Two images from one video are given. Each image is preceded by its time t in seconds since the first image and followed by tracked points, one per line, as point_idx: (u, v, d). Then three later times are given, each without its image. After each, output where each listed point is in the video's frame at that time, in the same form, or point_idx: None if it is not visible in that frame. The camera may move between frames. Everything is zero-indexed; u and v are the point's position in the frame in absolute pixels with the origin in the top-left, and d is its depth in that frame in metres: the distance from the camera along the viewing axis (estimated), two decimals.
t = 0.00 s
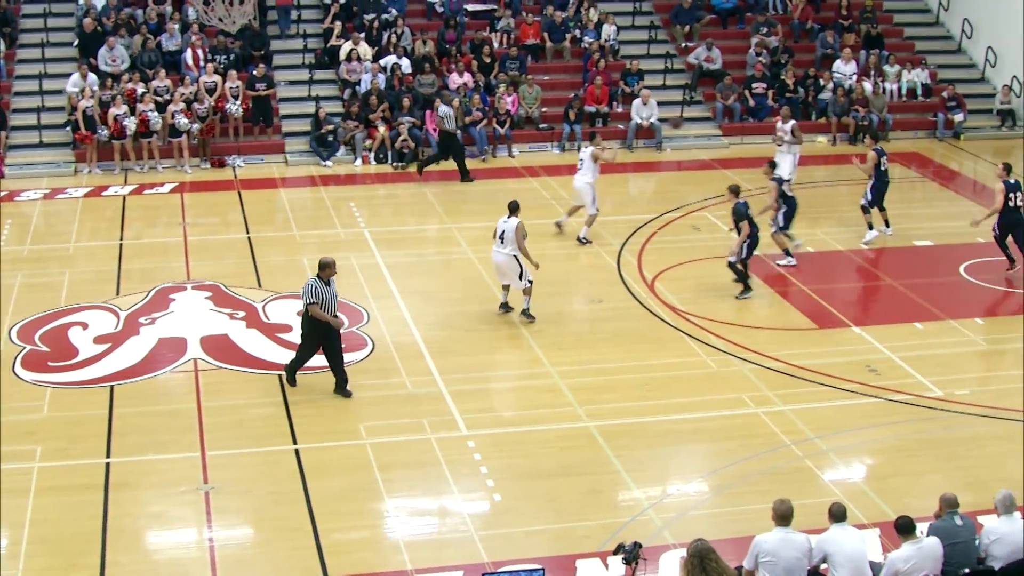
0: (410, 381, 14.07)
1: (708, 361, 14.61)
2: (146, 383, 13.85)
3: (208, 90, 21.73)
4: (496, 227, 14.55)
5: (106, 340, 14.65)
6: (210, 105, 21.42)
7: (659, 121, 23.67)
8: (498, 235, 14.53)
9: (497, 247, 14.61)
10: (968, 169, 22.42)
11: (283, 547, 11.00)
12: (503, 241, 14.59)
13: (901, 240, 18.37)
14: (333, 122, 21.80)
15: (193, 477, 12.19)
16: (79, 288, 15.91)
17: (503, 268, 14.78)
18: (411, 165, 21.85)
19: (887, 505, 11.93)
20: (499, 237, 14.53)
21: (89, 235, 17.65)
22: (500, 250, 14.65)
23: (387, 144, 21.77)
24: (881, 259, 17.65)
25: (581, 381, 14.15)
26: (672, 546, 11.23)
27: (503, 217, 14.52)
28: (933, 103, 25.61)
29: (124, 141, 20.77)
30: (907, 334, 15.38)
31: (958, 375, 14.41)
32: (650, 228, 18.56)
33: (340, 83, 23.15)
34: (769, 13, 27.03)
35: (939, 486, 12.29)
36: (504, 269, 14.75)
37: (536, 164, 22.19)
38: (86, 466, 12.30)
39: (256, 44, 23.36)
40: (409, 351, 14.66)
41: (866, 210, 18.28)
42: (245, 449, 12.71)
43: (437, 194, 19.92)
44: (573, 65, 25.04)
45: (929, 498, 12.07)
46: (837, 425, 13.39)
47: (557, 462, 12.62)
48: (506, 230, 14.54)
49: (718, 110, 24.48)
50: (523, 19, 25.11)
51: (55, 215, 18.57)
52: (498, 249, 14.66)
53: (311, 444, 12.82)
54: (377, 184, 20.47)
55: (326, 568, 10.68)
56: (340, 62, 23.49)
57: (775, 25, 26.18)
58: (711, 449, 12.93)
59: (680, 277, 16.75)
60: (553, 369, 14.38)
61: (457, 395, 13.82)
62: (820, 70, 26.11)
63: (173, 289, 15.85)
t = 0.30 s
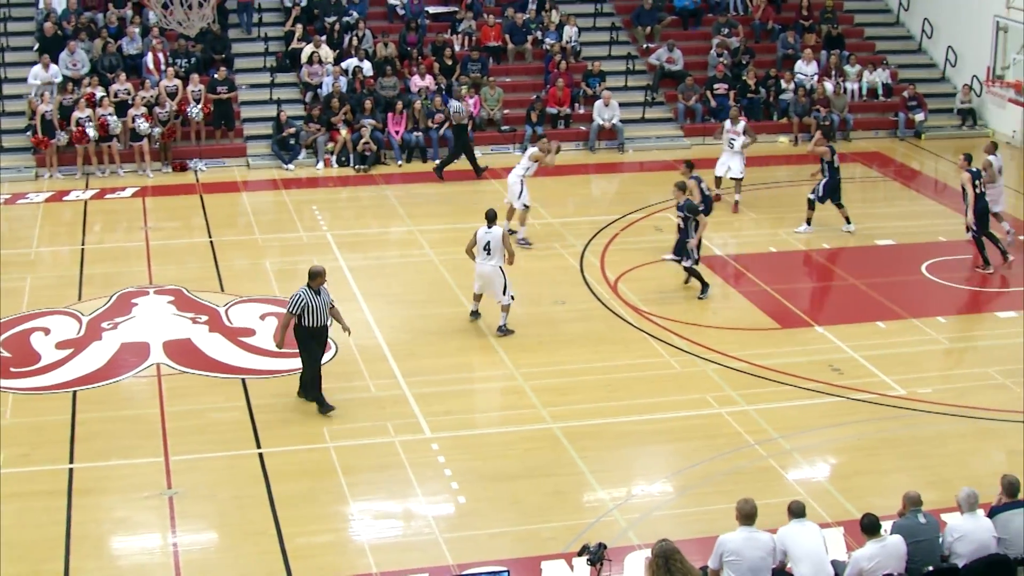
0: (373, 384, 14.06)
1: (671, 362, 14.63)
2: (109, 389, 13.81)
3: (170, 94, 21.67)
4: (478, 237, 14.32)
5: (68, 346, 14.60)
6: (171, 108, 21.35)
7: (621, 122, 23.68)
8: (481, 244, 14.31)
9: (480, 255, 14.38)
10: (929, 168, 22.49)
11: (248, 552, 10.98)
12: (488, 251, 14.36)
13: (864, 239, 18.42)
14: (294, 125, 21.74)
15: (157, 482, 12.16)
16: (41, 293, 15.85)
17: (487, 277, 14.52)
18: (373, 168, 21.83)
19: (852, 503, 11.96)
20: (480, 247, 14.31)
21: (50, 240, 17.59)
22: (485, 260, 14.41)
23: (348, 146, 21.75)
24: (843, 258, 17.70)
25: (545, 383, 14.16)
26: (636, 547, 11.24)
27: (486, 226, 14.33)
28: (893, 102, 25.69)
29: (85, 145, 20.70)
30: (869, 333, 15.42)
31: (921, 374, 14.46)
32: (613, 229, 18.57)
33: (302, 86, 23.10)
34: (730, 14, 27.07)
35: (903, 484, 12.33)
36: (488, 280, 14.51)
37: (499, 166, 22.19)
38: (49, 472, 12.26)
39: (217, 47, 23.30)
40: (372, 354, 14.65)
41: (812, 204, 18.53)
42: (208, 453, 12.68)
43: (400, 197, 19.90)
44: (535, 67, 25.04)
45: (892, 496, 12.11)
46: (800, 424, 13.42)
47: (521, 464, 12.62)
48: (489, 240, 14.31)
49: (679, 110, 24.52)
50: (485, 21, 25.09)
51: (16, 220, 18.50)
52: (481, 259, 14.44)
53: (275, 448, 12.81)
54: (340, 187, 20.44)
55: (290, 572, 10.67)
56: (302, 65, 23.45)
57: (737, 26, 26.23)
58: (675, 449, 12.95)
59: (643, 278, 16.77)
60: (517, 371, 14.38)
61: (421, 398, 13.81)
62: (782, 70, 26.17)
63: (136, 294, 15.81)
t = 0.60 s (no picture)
0: (340, 392, 14.04)
1: (638, 367, 14.64)
2: (75, 398, 13.77)
3: (136, 102, 21.59)
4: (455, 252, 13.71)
5: (34, 355, 14.55)
6: (137, 116, 21.30)
7: (587, 128, 23.68)
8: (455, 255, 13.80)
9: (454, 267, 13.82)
10: (894, 172, 22.54)
11: (216, 560, 10.95)
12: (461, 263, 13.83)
13: (830, 244, 18.46)
14: (260, 132, 21.69)
15: (124, 491, 12.12)
16: (6, 302, 15.80)
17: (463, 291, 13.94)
18: (340, 175, 21.82)
19: (819, 507, 11.97)
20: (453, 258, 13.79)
21: (16, 249, 17.53)
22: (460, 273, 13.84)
23: (314, 154, 21.73)
24: (809, 262, 17.74)
25: (513, 389, 14.15)
26: (604, 552, 11.24)
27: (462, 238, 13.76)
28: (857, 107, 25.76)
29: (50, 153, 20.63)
30: (835, 336, 15.46)
31: (886, 377, 14.49)
32: (580, 235, 18.58)
33: (267, 93, 23.05)
34: (696, 19, 27.11)
35: (870, 488, 12.35)
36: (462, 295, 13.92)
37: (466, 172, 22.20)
38: (15, 482, 12.21)
39: (182, 55, 23.25)
40: (338, 362, 14.64)
41: (773, 206, 18.73)
42: (175, 462, 12.65)
43: (366, 204, 19.88)
44: (500, 73, 25.04)
45: (860, 500, 12.13)
46: (767, 429, 13.44)
47: (489, 470, 12.62)
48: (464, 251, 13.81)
49: (645, 116, 24.56)
50: (450, 27, 25.08)
51: None
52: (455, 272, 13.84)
53: (242, 457, 12.78)
54: (306, 195, 20.42)
55: None
56: (267, 72, 23.40)
57: (702, 31, 26.27)
58: (642, 454, 12.95)
59: (609, 284, 16.78)
60: (484, 377, 14.38)
61: (388, 405, 13.80)
62: (747, 76, 26.23)
63: (102, 303, 15.77)
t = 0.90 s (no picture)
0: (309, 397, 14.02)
1: (606, 370, 14.65)
2: (42, 404, 13.73)
3: (101, 107, 21.51)
4: (433, 266, 13.68)
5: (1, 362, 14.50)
6: (103, 121, 21.25)
7: (554, 131, 23.70)
8: (432, 272, 13.72)
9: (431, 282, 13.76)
10: (861, 174, 22.59)
11: (186, 566, 10.92)
12: (441, 279, 13.74)
13: (797, 245, 18.50)
14: (227, 137, 21.65)
15: (92, 498, 12.08)
16: None
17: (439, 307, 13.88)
18: (307, 179, 21.79)
19: (789, 508, 11.99)
20: (431, 274, 13.70)
21: None
22: (436, 289, 13.79)
23: (281, 158, 21.70)
24: (777, 264, 17.78)
25: (482, 393, 14.15)
26: (575, 555, 11.24)
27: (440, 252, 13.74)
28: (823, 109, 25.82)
29: (16, 158, 20.56)
30: (803, 338, 15.49)
31: (854, 378, 14.53)
32: (547, 238, 18.59)
33: (234, 98, 23.02)
34: (662, 22, 27.15)
35: (838, 489, 12.38)
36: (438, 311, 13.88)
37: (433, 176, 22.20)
38: None
39: (148, 59, 23.21)
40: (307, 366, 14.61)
41: (748, 205, 18.88)
42: (143, 468, 12.62)
43: (334, 208, 19.86)
44: (467, 77, 25.03)
45: (829, 501, 12.16)
46: (736, 431, 13.46)
47: (458, 474, 12.61)
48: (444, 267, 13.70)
49: (612, 119, 24.58)
50: (416, 31, 25.05)
51: None
52: (433, 287, 13.82)
53: (211, 462, 12.76)
54: (273, 199, 20.39)
55: None
56: (233, 76, 23.36)
57: (668, 34, 26.30)
58: (611, 457, 12.96)
59: (577, 287, 16.80)
60: (453, 381, 14.37)
61: (356, 409, 13.79)
62: (713, 78, 26.28)
63: (69, 309, 15.73)
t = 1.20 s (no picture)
0: (292, 402, 14.01)
1: (590, 374, 14.66)
2: (25, 410, 13.71)
3: (83, 113, 21.47)
4: (418, 271, 13.72)
5: None
6: (85, 127, 21.23)
7: (536, 136, 23.71)
8: (420, 277, 13.73)
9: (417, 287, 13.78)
10: (842, 178, 22.62)
11: (169, 573, 10.91)
12: (427, 285, 13.76)
13: (780, 249, 18.52)
14: (209, 142, 21.64)
15: (76, 504, 12.07)
16: None
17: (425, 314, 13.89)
18: (289, 184, 21.77)
19: (772, 512, 12.00)
20: (418, 279, 13.72)
21: None
22: (421, 294, 13.81)
23: (264, 163, 21.69)
24: (760, 268, 17.80)
25: (465, 398, 14.15)
26: (559, 560, 11.24)
27: (428, 258, 13.76)
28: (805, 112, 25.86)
29: None
30: (785, 342, 15.50)
31: (837, 382, 14.55)
32: (530, 243, 18.59)
33: (216, 103, 23.01)
34: (644, 27, 27.18)
35: (822, 492, 12.39)
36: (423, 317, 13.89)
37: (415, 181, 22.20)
38: None
39: (130, 65, 23.19)
40: (290, 372, 14.60)
41: (735, 210, 18.89)
42: (127, 474, 12.60)
43: (316, 213, 19.85)
44: (450, 82, 25.03)
45: (813, 504, 12.17)
46: (719, 434, 13.47)
47: (442, 479, 12.61)
48: (431, 271, 13.71)
49: (594, 124, 24.59)
50: (398, 36, 25.04)
51: None
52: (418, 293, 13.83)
53: (194, 468, 12.75)
54: (255, 205, 20.37)
55: None
56: (216, 82, 23.34)
57: (650, 38, 26.32)
58: (594, 461, 12.96)
59: (560, 292, 16.80)
60: (436, 386, 14.37)
61: (340, 415, 13.78)
62: (695, 83, 26.31)
63: (51, 315, 15.70)
